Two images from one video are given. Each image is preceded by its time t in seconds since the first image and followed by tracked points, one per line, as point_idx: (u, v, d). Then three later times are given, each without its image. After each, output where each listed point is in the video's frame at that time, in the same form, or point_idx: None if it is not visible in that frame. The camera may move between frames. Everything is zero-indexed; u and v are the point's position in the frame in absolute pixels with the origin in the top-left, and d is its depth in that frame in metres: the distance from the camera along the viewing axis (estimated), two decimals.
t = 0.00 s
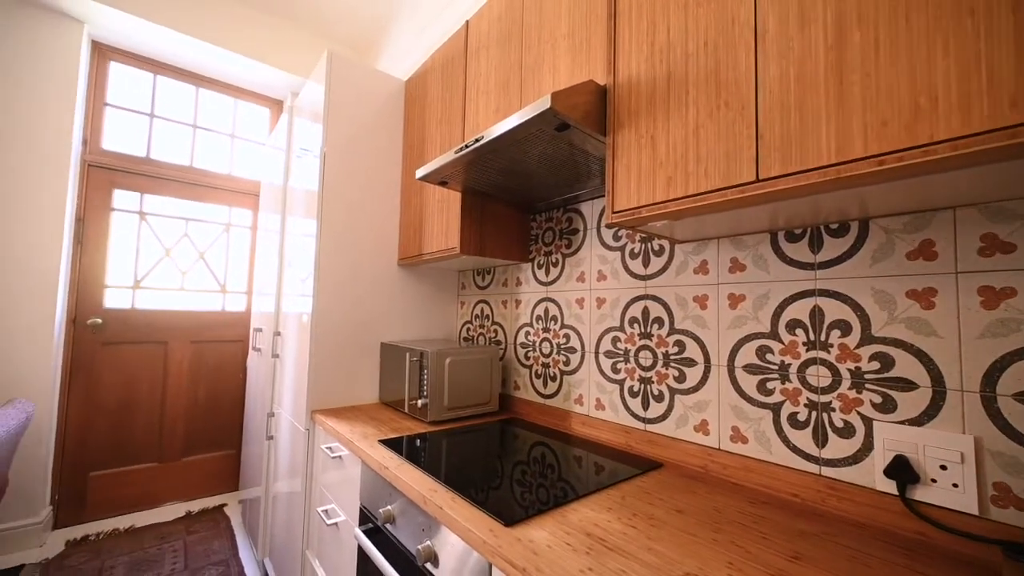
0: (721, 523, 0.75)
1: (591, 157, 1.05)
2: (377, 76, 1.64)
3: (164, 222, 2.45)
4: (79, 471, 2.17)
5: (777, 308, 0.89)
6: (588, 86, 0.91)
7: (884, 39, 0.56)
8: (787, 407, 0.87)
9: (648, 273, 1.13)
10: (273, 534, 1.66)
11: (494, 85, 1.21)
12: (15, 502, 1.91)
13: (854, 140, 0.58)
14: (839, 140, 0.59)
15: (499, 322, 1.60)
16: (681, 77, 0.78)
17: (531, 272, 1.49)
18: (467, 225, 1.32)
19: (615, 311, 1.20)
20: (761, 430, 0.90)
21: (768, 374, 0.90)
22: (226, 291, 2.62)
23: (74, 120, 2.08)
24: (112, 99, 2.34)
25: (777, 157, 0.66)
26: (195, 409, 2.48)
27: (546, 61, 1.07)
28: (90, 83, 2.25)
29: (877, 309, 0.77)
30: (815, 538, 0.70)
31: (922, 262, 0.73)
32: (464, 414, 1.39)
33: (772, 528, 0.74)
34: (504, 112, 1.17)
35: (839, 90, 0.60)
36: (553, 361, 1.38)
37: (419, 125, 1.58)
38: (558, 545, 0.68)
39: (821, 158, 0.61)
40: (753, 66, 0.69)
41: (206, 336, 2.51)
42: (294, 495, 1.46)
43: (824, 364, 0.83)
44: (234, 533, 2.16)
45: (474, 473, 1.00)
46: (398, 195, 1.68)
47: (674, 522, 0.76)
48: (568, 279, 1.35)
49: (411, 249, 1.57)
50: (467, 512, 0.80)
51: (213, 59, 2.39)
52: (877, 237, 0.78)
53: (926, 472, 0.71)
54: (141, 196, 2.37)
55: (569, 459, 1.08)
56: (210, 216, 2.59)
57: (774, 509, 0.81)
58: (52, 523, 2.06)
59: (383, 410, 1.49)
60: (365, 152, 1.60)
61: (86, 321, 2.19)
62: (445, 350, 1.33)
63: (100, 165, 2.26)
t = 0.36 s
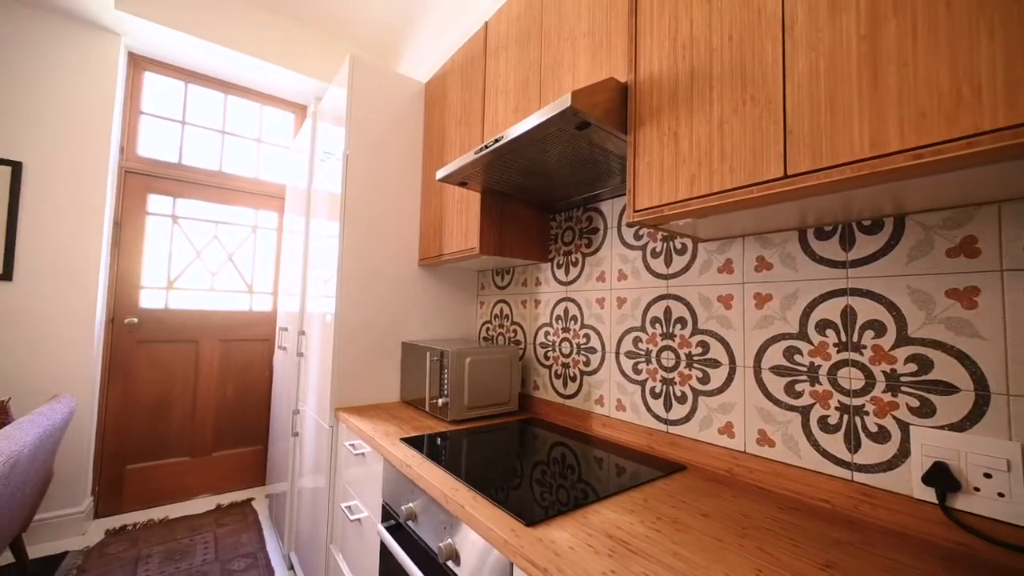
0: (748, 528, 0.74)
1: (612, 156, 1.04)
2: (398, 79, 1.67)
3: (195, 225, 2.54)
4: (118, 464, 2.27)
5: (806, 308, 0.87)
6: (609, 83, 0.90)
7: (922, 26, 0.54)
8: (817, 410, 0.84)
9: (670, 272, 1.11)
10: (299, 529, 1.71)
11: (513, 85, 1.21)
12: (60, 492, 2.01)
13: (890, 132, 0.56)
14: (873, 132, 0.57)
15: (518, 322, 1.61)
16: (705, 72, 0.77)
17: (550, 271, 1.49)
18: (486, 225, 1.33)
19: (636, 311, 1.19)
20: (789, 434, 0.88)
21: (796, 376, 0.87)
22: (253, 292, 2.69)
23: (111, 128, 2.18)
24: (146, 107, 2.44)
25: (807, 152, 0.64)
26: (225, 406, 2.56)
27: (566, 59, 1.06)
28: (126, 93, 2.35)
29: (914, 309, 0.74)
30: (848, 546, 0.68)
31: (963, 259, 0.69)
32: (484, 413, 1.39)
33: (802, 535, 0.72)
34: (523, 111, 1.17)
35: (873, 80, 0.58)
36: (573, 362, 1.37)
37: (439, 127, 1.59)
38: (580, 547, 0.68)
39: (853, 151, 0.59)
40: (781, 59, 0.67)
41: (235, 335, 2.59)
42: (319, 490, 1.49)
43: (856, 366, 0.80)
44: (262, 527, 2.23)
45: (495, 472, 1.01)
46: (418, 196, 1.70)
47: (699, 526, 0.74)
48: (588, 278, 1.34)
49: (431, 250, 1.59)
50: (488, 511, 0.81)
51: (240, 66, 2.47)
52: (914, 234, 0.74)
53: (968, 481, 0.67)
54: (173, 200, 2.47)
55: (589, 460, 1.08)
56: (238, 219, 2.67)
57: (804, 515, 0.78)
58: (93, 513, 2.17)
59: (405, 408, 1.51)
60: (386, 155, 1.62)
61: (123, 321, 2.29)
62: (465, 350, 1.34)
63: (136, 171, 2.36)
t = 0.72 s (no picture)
0: (777, 534, 0.71)
1: (633, 154, 1.03)
2: (418, 82, 1.69)
3: (224, 228, 2.63)
4: (154, 457, 2.37)
5: (838, 308, 0.84)
6: (631, 81, 0.89)
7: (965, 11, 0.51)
8: (850, 413, 0.81)
9: (693, 271, 1.09)
10: (323, 523, 1.75)
11: (533, 85, 1.21)
12: (101, 483, 2.11)
13: (930, 124, 0.53)
14: (911, 125, 0.55)
15: (538, 322, 1.60)
16: (731, 66, 0.75)
17: (570, 271, 1.48)
18: (506, 225, 1.33)
19: (659, 311, 1.17)
20: (820, 438, 0.85)
21: (828, 378, 0.84)
22: (279, 292, 2.77)
23: (146, 136, 2.27)
24: (179, 115, 2.54)
25: (839, 146, 0.61)
26: (253, 403, 2.65)
27: (587, 56, 1.06)
28: (160, 102, 2.45)
29: (955, 309, 0.71)
30: (884, 556, 0.65)
31: (1011, 256, 0.66)
32: (504, 413, 1.40)
33: (834, 542, 0.69)
34: (543, 111, 1.17)
35: (911, 69, 0.55)
36: (594, 362, 1.36)
37: (459, 128, 1.61)
38: (602, 549, 0.67)
39: (890, 145, 0.56)
40: (811, 50, 0.65)
41: (262, 334, 2.67)
42: (343, 486, 1.53)
43: (892, 368, 0.77)
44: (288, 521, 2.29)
45: (516, 471, 1.01)
46: (439, 197, 1.72)
47: (724, 531, 0.72)
48: (609, 278, 1.33)
49: (452, 250, 1.60)
50: (509, 511, 0.81)
51: (266, 73, 2.54)
52: (955, 230, 0.71)
53: (1016, 490, 0.64)
54: (204, 204, 2.56)
55: (611, 461, 1.06)
56: (264, 221, 2.75)
57: (836, 522, 0.76)
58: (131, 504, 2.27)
59: (426, 407, 1.53)
60: (407, 157, 1.64)
61: (159, 320, 2.39)
62: (485, 350, 1.35)
63: (169, 176, 2.46)
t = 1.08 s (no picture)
0: (811, 542, 0.69)
1: (658, 151, 1.01)
2: (441, 83, 1.71)
3: (255, 230, 2.72)
4: (191, 451, 2.48)
5: (876, 308, 0.80)
6: (656, 76, 0.87)
7: None
8: (890, 418, 0.77)
9: (721, 270, 1.07)
10: (350, 519, 1.79)
11: (555, 84, 1.21)
12: (143, 474, 2.22)
13: (980, 112, 0.50)
14: (959, 113, 0.52)
15: (561, 322, 1.60)
16: (761, 58, 0.73)
17: (593, 271, 1.47)
18: (529, 224, 1.33)
19: (684, 311, 1.15)
20: (857, 443, 0.81)
21: (866, 381, 0.81)
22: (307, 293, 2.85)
23: (182, 143, 2.37)
24: (213, 122, 2.64)
25: (878, 138, 0.59)
26: (283, 400, 2.73)
27: (610, 53, 1.04)
28: (195, 110, 2.56)
29: (1006, 309, 0.67)
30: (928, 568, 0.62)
31: None
32: (527, 413, 1.40)
33: (873, 552, 0.66)
34: (566, 110, 1.16)
35: (958, 54, 0.52)
36: (617, 362, 1.35)
37: (481, 129, 1.62)
38: (628, 552, 0.66)
39: (935, 136, 0.53)
40: (847, 39, 0.62)
41: (291, 333, 2.75)
42: (369, 482, 1.56)
43: (937, 371, 0.73)
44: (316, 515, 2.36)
45: (539, 471, 1.00)
46: (461, 198, 1.74)
47: (755, 537, 0.70)
48: (633, 277, 1.31)
49: (474, 250, 1.61)
50: (533, 510, 0.81)
51: (294, 79, 2.62)
52: (1006, 224, 0.67)
53: None
54: (236, 208, 2.66)
55: (635, 463, 1.05)
56: (293, 224, 2.84)
57: (875, 531, 0.73)
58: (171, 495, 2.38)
59: (449, 406, 1.55)
60: (430, 158, 1.67)
61: (195, 320, 2.50)
62: (508, 350, 1.35)
63: (203, 181, 2.56)
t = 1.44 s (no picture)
0: (848, 552, 0.66)
1: (683, 147, 0.99)
2: (463, 85, 1.72)
3: (283, 233, 2.80)
4: (224, 445, 2.58)
5: (918, 308, 0.76)
6: (681, 72, 0.86)
7: None
8: (934, 423, 0.74)
9: (749, 269, 1.04)
10: (375, 515, 1.82)
11: (577, 82, 1.20)
12: (179, 467, 2.32)
13: None
14: (1012, 101, 0.48)
15: (583, 322, 1.59)
16: (792, 50, 0.70)
17: (616, 270, 1.46)
18: (550, 224, 1.32)
19: (711, 311, 1.12)
20: (897, 449, 0.78)
21: (906, 384, 0.77)
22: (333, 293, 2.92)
23: (215, 149, 2.47)
24: (244, 129, 2.74)
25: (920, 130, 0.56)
26: (310, 397, 2.81)
27: (634, 50, 1.03)
28: (227, 117, 2.66)
29: None
30: None
31: None
32: (550, 413, 1.39)
33: (915, 563, 0.63)
34: (589, 108, 1.16)
35: (1010, 38, 0.49)
36: (641, 363, 1.33)
37: (502, 129, 1.62)
38: (654, 555, 0.65)
39: (985, 126, 0.50)
40: (886, 28, 0.60)
41: (318, 332, 2.83)
42: (393, 480, 1.58)
43: (986, 374, 0.69)
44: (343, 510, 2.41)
45: (561, 472, 1.00)
46: (483, 199, 1.75)
47: (788, 545, 0.68)
48: (657, 277, 1.29)
49: (496, 250, 1.62)
50: (557, 511, 0.80)
51: (319, 85, 2.68)
52: None
53: None
54: (265, 211, 2.75)
55: (660, 466, 1.03)
56: (319, 226, 2.91)
57: (917, 542, 0.69)
58: (205, 487, 2.48)
59: (471, 405, 1.56)
60: (452, 160, 1.68)
61: (227, 319, 2.59)
62: (530, 350, 1.35)
63: (234, 186, 2.66)
